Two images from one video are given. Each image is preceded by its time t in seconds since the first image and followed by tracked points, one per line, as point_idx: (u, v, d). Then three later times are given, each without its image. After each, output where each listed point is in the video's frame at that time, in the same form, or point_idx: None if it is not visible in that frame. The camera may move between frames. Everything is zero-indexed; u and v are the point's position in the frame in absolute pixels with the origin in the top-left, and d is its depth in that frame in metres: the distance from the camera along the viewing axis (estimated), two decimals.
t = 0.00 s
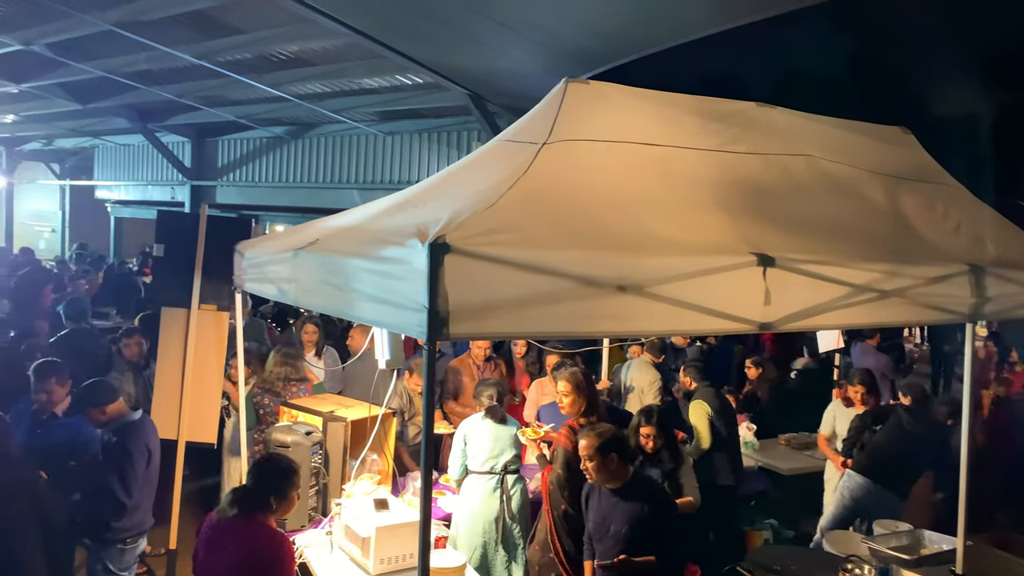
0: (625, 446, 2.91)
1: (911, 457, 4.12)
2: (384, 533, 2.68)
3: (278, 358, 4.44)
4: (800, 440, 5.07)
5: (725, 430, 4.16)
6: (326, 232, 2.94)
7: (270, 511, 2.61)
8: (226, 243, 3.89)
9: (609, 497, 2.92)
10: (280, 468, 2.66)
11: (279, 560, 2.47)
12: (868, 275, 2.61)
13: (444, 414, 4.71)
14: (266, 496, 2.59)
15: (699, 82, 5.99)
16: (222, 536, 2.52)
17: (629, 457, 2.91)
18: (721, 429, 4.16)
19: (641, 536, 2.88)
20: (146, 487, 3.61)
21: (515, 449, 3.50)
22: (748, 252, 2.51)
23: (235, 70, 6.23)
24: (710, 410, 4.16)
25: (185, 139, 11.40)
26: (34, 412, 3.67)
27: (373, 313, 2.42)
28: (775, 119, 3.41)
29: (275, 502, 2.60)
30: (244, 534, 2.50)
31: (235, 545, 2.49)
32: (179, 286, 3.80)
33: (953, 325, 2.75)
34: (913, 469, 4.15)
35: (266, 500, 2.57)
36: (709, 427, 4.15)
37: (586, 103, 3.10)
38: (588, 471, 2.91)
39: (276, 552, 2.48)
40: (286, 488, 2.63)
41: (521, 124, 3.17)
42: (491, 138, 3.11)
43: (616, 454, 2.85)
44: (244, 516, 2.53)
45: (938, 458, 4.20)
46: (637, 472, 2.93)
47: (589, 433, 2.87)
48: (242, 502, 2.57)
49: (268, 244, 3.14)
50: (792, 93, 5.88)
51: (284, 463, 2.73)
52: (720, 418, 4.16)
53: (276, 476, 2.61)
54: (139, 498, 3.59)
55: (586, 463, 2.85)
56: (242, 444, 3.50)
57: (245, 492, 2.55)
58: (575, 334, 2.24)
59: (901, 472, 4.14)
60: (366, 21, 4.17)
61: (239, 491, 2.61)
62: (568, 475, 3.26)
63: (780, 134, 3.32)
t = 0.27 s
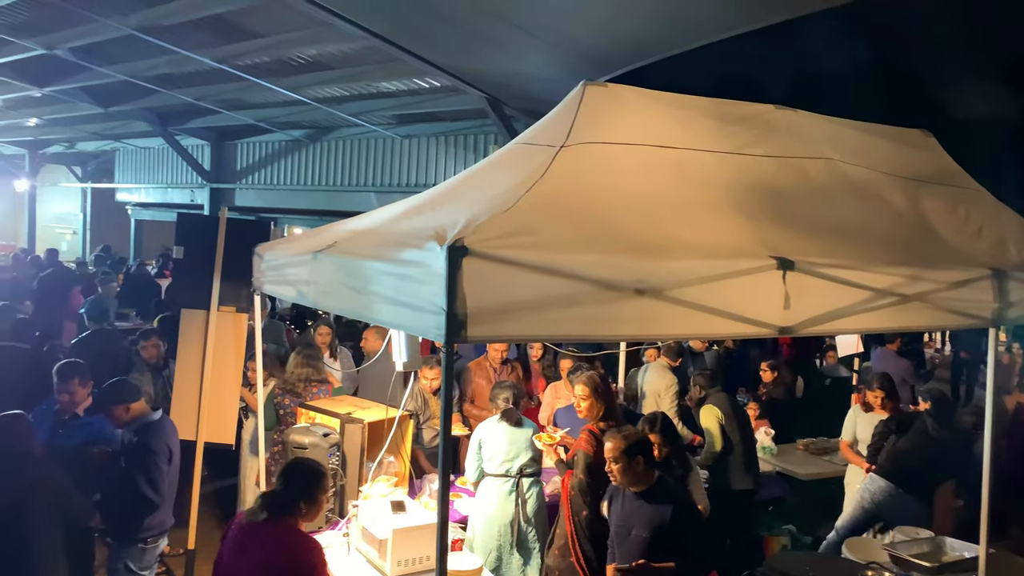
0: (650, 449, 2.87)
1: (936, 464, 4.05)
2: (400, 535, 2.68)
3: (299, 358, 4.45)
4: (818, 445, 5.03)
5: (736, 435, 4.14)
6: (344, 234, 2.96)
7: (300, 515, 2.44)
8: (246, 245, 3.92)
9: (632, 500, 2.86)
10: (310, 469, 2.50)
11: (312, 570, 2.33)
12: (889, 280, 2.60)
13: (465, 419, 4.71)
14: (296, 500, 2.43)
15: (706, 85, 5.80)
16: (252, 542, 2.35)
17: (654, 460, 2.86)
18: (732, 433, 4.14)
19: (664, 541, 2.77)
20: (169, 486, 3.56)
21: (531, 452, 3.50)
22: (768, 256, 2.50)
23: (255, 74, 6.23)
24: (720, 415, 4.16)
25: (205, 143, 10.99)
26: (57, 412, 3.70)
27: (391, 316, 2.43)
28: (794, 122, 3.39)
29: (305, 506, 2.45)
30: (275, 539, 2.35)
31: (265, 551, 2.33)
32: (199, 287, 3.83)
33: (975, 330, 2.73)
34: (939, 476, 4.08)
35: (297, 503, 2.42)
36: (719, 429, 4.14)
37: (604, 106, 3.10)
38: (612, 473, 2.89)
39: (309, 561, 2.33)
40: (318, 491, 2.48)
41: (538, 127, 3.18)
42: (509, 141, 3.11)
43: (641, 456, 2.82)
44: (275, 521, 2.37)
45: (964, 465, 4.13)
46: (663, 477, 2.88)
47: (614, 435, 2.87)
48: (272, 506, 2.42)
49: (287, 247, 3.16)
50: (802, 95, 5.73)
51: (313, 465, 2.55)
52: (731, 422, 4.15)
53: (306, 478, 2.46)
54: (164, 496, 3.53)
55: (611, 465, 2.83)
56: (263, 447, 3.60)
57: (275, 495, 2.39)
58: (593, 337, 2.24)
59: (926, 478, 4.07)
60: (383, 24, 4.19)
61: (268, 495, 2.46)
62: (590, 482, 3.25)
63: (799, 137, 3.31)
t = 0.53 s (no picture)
0: (676, 454, 2.86)
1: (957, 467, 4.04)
2: (420, 535, 2.69)
3: (322, 357, 4.56)
4: (840, 450, 4.99)
5: (753, 437, 4.12)
6: (365, 236, 2.97)
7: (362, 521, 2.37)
8: (267, 246, 3.95)
9: (657, 503, 2.85)
10: (373, 476, 2.42)
11: None
12: (913, 283, 2.58)
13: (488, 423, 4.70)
14: (358, 506, 2.36)
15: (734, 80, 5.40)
16: (309, 545, 2.28)
17: (680, 465, 2.85)
18: (749, 435, 4.14)
19: (690, 545, 2.76)
20: (191, 486, 3.58)
21: (550, 454, 3.50)
22: (791, 258, 2.48)
23: (276, 77, 6.23)
24: (736, 418, 4.18)
25: (226, 145, 10.71)
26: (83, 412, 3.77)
27: (411, 317, 2.44)
28: (817, 123, 3.37)
29: (367, 512, 2.37)
30: (333, 544, 2.27)
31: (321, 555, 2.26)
32: (221, 287, 3.86)
33: (1001, 334, 2.70)
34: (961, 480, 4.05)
35: (358, 508, 2.34)
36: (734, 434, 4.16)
37: (624, 108, 3.10)
38: (638, 477, 2.86)
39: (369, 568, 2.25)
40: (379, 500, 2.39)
41: (559, 128, 3.18)
42: (529, 143, 3.12)
43: (665, 462, 2.80)
44: (334, 525, 2.30)
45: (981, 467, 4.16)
46: (689, 481, 2.86)
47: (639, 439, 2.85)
48: (331, 510, 2.34)
49: (309, 248, 3.18)
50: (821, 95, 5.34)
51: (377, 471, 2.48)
52: (749, 424, 4.16)
53: (367, 484, 2.37)
54: (186, 496, 3.55)
55: (636, 470, 2.82)
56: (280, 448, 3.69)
57: (336, 501, 2.33)
58: (615, 339, 2.24)
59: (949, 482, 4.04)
60: (404, 27, 4.22)
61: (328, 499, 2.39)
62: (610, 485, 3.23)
63: (821, 138, 3.28)
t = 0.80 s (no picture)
0: (701, 456, 2.84)
1: (979, 472, 3.95)
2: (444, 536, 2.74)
3: (347, 358, 4.59)
4: (865, 454, 4.95)
5: (777, 440, 4.11)
6: (389, 237, 2.99)
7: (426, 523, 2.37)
8: (292, 247, 3.99)
9: (682, 507, 2.86)
10: (440, 480, 2.42)
11: None
12: (942, 285, 2.55)
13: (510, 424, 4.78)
14: (423, 508, 2.36)
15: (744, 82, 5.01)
16: (373, 544, 2.30)
17: (705, 468, 2.85)
18: (772, 438, 4.13)
19: (716, 548, 2.74)
20: (215, 484, 3.60)
21: (573, 455, 3.51)
22: (816, 260, 2.46)
23: (300, 79, 6.26)
24: (759, 421, 4.19)
25: (250, 146, 10.45)
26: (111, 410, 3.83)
27: (435, 318, 2.45)
28: (842, 124, 3.34)
29: (432, 516, 2.37)
30: (397, 545, 2.28)
31: (384, 556, 2.27)
32: (247, 287, 3.90)
33: None
34: (983, 485, 3.98)
35: (424, 511, 2.35)
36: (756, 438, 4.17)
37: (647, 109, 3.10)
38: (662, 481, 2.88)
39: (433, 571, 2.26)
40: (445, 505, 2.39)
41: (582, 130, 3.18)
42: (552, 144, 3.12)
43: (690, 465, 2.80)
44: (400, 525, 2.31)
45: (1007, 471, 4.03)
46: (715, 483, 2.85)
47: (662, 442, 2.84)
48: (397, 511, 2.36)
49: (333, 249, 3.20)
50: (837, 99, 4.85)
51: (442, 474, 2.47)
52: (772, 427, 4.15)
53: (434, 487, 2.38)
54: (209, 495, 3.57)
55: (661, 474, 2.81)
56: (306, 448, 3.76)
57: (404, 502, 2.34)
58: (639, 341, 2.23)
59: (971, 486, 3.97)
60: (427, 29, 4.24)
61: (394, 499, 2.40)
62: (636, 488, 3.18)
63: (847, 139, 3.26)
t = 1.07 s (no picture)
0: (725, 459, 2.83)
1: (985, 476, 3.90)
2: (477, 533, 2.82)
3: (382, 358, 4.60)
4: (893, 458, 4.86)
5: (804, 443, 4.10)
6: (413, 237, 3.00)
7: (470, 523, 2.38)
8: (319, 247, 4.02)
9: (708, 509, 2.83)
10: (485, 481, 2.43)
11: None
12: (973, 286, 2.52)
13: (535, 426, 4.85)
14: (469, 509, 2.36)
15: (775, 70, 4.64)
16: (419, 544, 2.30)
17: (729, 470, 2.82)
18: (799, 441, 4.11)
19: (741, 552, 2.72)
20: (239, 484, 3.63)
21: (599, 455, 3.55)
22: (846, 261, 2.43)
23: (328, 81, 6.30)
24: (786, 422, 4.17)
25: (276, 148, 10.44)
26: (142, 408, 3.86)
27: (459, 318, 2.46)
28: (871, 123, 3.31)
29: (477, 517, 2.37)
30: (444, 544, 2.28)
31: (431, 555, 2.27)
32: (273, 286, 3.94)
33: None
34: (995, 489, 3.93)
35: (469, 511, 2.35)
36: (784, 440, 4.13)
37: (672, 108, 3.08)
38: (686, 483, 2.86)
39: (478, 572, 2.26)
40: (490, 506, 2.40)
41: (608, 129, 3.17)
42: (577, 144, 3.11)
43: (714, 468, 2.78)
44: (445, 524, 2.31)
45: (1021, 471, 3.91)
46: (739, 485, 2.83)
47: (686, 446, 2.84)
48: (442, 510, 2.36)
49: (358, 249, 3.23)
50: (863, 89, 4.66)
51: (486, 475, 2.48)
52: (798, 430, 4.13)
53: (480, 488, 2.39)
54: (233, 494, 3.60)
55: (685, 477, 2.80)
56: (330, 444, 3.85)
57: (450, 502, 2.34)
58: (666, 343, 2.23)
59: (981, 491, 3.93)
60: (450, 29, 4.25)
61: (440, 499, 2.41)
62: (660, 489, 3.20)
63: (876, 138, 3.22)
